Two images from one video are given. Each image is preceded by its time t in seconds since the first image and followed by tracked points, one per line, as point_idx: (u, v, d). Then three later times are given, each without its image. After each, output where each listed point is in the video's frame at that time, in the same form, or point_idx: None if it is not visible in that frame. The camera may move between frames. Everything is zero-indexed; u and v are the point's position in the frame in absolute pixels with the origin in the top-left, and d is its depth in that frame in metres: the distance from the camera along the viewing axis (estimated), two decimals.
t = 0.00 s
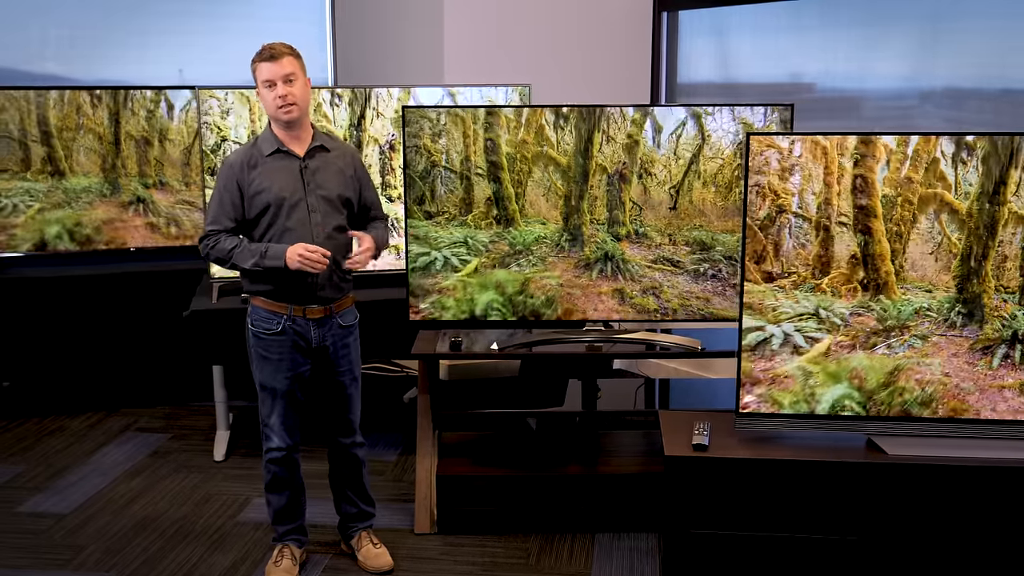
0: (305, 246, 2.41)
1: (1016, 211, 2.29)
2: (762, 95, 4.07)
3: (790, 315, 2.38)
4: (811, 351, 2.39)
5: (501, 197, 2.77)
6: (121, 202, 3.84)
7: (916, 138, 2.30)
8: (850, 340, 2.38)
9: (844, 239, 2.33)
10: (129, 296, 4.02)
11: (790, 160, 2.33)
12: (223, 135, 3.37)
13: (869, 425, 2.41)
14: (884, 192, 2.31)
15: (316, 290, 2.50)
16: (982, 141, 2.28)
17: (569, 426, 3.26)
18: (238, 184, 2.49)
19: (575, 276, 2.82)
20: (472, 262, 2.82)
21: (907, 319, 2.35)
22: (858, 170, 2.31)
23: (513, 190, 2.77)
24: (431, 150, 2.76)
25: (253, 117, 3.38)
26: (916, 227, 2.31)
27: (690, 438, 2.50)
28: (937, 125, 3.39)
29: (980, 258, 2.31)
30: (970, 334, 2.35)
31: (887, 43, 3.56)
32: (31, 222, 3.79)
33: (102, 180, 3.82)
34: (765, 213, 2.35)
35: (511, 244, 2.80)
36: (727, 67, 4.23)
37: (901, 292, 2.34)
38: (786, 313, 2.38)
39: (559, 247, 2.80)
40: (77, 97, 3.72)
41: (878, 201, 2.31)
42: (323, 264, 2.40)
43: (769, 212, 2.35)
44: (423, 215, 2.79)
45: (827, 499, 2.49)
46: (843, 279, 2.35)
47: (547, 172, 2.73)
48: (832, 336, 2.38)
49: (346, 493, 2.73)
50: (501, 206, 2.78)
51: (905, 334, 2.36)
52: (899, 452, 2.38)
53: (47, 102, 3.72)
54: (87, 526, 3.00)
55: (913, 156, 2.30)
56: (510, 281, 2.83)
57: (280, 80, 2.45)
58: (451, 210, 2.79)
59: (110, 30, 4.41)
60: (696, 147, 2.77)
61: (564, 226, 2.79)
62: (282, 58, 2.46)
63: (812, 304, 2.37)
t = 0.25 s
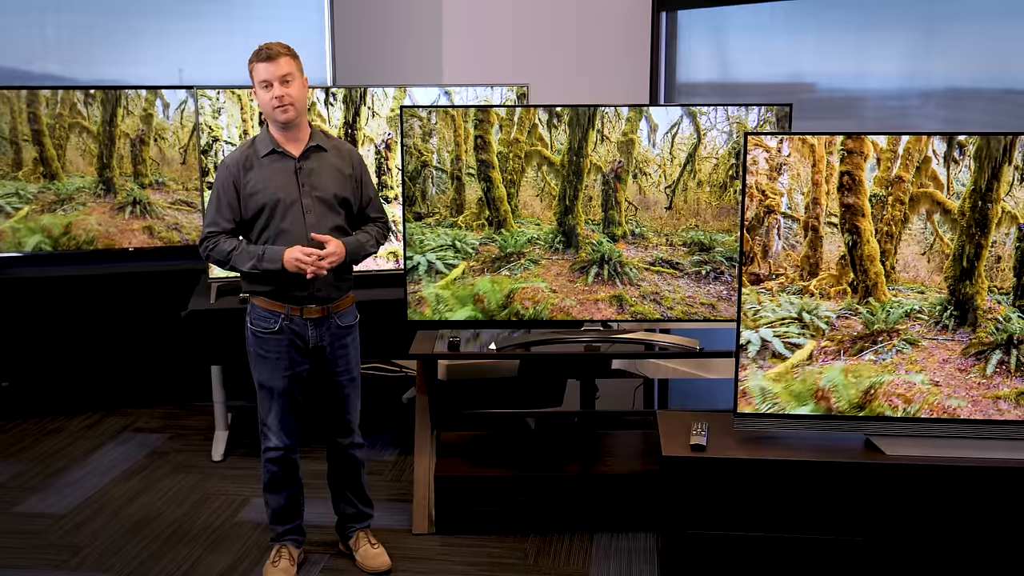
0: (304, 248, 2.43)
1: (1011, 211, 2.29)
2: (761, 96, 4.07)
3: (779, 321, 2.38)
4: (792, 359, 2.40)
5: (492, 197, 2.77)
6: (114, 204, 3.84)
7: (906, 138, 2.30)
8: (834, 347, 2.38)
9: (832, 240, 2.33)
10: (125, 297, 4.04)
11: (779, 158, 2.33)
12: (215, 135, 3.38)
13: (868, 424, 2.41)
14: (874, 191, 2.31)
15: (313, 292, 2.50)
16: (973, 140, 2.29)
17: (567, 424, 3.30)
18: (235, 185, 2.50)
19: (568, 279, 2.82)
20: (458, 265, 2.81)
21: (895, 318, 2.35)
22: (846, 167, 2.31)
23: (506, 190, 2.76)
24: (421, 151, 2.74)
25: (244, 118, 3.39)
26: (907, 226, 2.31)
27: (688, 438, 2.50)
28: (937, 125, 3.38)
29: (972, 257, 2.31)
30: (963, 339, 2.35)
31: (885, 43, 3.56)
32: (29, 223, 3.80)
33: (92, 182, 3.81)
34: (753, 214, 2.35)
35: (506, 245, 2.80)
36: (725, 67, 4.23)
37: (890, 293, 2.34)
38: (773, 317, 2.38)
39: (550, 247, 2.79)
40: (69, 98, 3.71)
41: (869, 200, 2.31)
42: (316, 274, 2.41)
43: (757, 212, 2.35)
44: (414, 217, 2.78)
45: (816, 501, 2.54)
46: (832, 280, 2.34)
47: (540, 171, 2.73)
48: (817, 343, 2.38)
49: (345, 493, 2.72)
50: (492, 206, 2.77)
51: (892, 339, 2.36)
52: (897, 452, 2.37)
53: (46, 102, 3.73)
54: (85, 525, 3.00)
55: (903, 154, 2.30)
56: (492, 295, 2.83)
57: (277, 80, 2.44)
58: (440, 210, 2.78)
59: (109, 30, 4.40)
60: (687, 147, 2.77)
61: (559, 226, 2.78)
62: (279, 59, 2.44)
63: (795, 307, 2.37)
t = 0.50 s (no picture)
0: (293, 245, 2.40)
1: (1005, 209, 2.29)
2: (759, 96, 4.07)
3: (767, 321, 2.38)
4: (773, 362, 2.40)
5: (483, 197, 2.76)
6: (109, 206, 3.85)
7: (897, 136, 2.30)
8: (818, 351, 2.38)
9: (821, 238, 2.33)
10: (123, 297, 4.02)
11: (769, 156, 2.33)
12: (209, 134, 3.38)
13: (865, 425, 2.41)
14: (864, 189, 2.31)
15: (311, 293, 2.50)
16: (967, 139, 2.29)
17: (564, 424, 3.30)
18: (233, 187, 2.50)
19: (561, 280, 2.82)
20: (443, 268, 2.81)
21: (884, 315, 2.35)
22: (832, 162, 2.31)
23: (498, 189, 2.76)
24: (414, 151, 2.74)
25: (237, 117, 3.39)
26: (900, 225, 2.31)
27: (685, 438, 2.50)
28: (936, 125, 3.38)
29: (965, 255, 2.31)
30: (956, 341, 2.35)
31: (883, 42, 3.56)
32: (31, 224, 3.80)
33: (86, 184, 3.81)
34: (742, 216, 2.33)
35: (500, 245, 2.79)
36: (723, 68, 4.23)
37: (878, 292, 2.34)
38: (761, 318, 2.38)
39: (542, 246, 2.79)
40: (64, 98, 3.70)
41: (858, 198, 2.31)
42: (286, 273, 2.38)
43: (746, 209, 2.34)
44: (405, 217, 2.77)
45: (817, 501, 2.51)
46: (820, 280, 2.35)
47: (533, 170, 2.73)
48: (796, 347, 2.38)
49: (343, 494, 2.72)
50: (484, 205, 2.77)
51: (880, 342, 2.37)
52: (895, 453, 2.37)
53: (43, 101, 3.72)
54: (83, 526, 3.00)
55: (895, 152, 2.30)
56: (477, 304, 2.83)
57: (270, 78, 2.44)
58: (430, 209, 2.77)
59: (109, 30, 4.40)
60: (684, 145, 2.77)
61: (554, 225, 2.78)
62: (275, 57, 2.44)
63: (778, 308, 2.37)
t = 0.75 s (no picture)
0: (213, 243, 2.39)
1: (1004, 207, 2.29)
2: (758, 96, 4.07)
3: (760, 322, 2.38)
4: (758, 365, 2.40)
5: (477, 196, 2.76)
6: (105, 208, 3.82)
7: (895, 134, 2.29)
8: (808, 353, 2.38)
9: (816, 237, 2.33)
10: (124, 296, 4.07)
11: (768, 156, 2.33)
12: (206, 134, 3.38)
13: (864, 425, 2.42)
14: (862, 186, 2.30)
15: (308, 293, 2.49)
16: (966, 137, 2.28)
17: (563, 424, 3.28)
18: (232, 187, 2.50)
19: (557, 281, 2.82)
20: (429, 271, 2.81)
21: (877, 314, 2.35)
22: (826, 157, 2.31)
23: (495, 189, 2.76)
24: (410, 151, 2.74)
25: (235, 117, 3.38)
26: (898, 224, 2.31)
27: (683, 439, 2.50)
28: (935, 124, 3.38)
29: (963, 253, 2.31)
30: (952, 345, 2.35)
31: (881, 42, 3.56)
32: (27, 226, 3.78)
33: (81, 184, 3.79)
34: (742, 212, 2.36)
35: (496, 245, 2.79)
36: (721, 67, 4.23)
37: (875, 292, 2.34)
38: (756, 318, 2.38)
39: (536, 245, 2.79)
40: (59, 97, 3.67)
41: (855, 196, 2.31)
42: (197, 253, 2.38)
43: (744, 208, 2.36)
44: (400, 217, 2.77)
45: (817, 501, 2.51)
46: (816, 279, 2.35)
47: (530, 169, 2.72)
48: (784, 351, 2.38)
49: (340, 494, 2.72)
50: (480, 205, 2.77)
51: (873, 345, 2.37)
52: (893, 453, 2.37)
53: (40, 100, 3.71)
54: (81, 526, 2.99)
55: (893, 149, 2.29)
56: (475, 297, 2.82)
57: (274, 81, 2.43)
58: (424, 208, 2.77)
59: (109, 30, 4.40)
60: (685, 143, 2.76)
61: (551, 224, 2.78)
62: (277, 60, 2.44)
63: (765, 310, 2.37)
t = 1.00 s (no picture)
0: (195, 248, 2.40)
1: (1008, 204, 2.28)
2: (757, 96, 4.07)
3: (755, 322, 2.39)
4: (746, 368, 2.41)
5: (476, 195, 2.76)
6: (104, 210, 3.83)
7: (898, 133, 2.29)
8: (802, 356, 2.39)
9: (817, 236, 2.33)
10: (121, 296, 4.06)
11: (773, 155, 2.33)
12: (206, 133, 3.38)
13: (866, 425, 2.41)
14: (865, 185, 2.30)
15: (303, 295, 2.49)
16: (970, 135, 2.28)
17: (563, 424, 3.28)
18: (229, 188, 2.51)
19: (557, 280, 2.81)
20: (419, 274, 2.81)
21: (878, 314, 2.35)
22: (826, 153, 2.31)
23: (496, 188, 2.75)
24: (410, 149, 2.74)
25: (237, 116, 3.39)
26: (902, 223, 2.31)
27: (681, 439, 2.50)
28: (934, 124, 3.38)
29: (966, 251, 2.30)
30: (954, 347, 2.35)
31: (881, 41, 3.56)
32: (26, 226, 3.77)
33: (80, 184, 3.79)
34: (746, 213, 2.35)
35: (495, 245, 2.79)
36: (720, 67, 4.23)
37: (877, 291, 2.34)
38: (754, 317, 2.38)
39: (535, 246, 2.79)
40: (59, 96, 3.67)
41: (857, 194, 2.31)
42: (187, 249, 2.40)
43: (750, 208, 2.35)
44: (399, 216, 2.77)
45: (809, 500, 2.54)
46: (818, 278, 2.34)
47: (532, 168, 2.72)
48: (775, 353, 2.39)
49: (338, 495, 2.72)
50: (479, 204, 2.76)
51: (870, 348, 2.37)
52: (891, 453, 2.37)
53: (41, 99, 3.71)
54: (79, 526, 2.99)
55: (897, 148, 2.29)
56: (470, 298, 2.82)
57: (285, 82, 2.44)
58: (424, 208, 2.76)
59: (109, 30, 4.40)
60: (691, 140, 2.76)
61: (551, 224, 2.77)
62: (288, 61, 2.45)
63: (761, 310, 2.38)
